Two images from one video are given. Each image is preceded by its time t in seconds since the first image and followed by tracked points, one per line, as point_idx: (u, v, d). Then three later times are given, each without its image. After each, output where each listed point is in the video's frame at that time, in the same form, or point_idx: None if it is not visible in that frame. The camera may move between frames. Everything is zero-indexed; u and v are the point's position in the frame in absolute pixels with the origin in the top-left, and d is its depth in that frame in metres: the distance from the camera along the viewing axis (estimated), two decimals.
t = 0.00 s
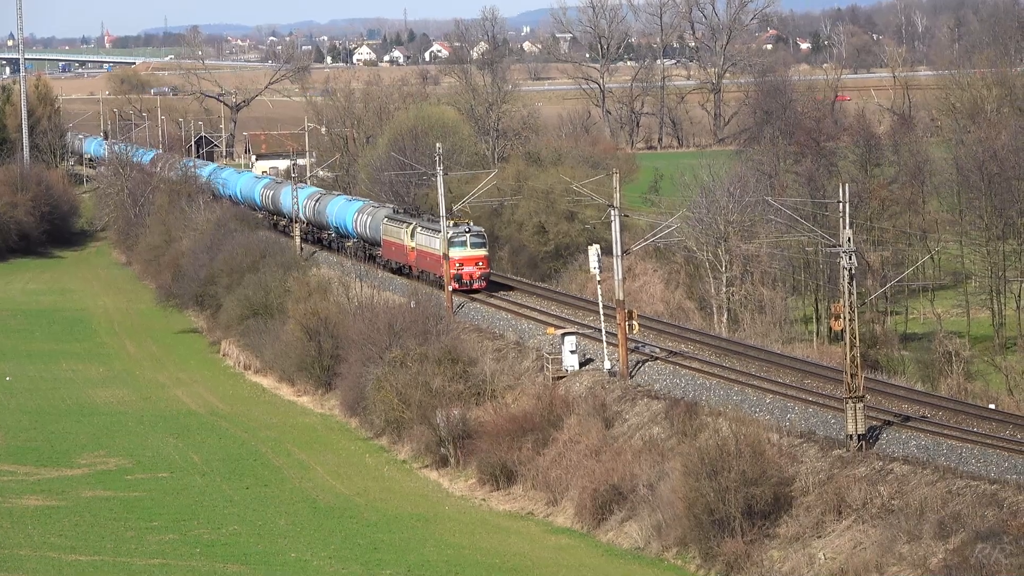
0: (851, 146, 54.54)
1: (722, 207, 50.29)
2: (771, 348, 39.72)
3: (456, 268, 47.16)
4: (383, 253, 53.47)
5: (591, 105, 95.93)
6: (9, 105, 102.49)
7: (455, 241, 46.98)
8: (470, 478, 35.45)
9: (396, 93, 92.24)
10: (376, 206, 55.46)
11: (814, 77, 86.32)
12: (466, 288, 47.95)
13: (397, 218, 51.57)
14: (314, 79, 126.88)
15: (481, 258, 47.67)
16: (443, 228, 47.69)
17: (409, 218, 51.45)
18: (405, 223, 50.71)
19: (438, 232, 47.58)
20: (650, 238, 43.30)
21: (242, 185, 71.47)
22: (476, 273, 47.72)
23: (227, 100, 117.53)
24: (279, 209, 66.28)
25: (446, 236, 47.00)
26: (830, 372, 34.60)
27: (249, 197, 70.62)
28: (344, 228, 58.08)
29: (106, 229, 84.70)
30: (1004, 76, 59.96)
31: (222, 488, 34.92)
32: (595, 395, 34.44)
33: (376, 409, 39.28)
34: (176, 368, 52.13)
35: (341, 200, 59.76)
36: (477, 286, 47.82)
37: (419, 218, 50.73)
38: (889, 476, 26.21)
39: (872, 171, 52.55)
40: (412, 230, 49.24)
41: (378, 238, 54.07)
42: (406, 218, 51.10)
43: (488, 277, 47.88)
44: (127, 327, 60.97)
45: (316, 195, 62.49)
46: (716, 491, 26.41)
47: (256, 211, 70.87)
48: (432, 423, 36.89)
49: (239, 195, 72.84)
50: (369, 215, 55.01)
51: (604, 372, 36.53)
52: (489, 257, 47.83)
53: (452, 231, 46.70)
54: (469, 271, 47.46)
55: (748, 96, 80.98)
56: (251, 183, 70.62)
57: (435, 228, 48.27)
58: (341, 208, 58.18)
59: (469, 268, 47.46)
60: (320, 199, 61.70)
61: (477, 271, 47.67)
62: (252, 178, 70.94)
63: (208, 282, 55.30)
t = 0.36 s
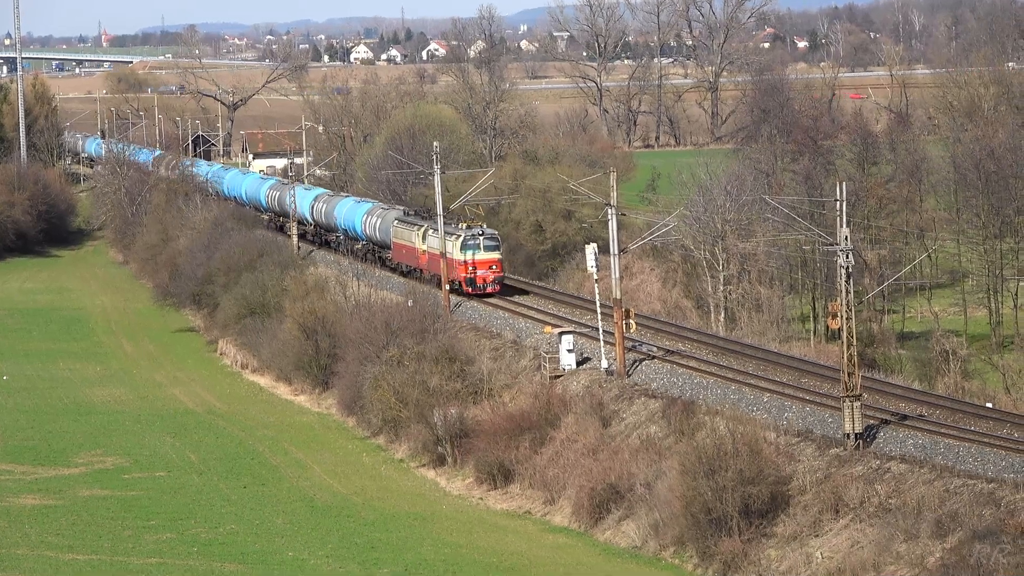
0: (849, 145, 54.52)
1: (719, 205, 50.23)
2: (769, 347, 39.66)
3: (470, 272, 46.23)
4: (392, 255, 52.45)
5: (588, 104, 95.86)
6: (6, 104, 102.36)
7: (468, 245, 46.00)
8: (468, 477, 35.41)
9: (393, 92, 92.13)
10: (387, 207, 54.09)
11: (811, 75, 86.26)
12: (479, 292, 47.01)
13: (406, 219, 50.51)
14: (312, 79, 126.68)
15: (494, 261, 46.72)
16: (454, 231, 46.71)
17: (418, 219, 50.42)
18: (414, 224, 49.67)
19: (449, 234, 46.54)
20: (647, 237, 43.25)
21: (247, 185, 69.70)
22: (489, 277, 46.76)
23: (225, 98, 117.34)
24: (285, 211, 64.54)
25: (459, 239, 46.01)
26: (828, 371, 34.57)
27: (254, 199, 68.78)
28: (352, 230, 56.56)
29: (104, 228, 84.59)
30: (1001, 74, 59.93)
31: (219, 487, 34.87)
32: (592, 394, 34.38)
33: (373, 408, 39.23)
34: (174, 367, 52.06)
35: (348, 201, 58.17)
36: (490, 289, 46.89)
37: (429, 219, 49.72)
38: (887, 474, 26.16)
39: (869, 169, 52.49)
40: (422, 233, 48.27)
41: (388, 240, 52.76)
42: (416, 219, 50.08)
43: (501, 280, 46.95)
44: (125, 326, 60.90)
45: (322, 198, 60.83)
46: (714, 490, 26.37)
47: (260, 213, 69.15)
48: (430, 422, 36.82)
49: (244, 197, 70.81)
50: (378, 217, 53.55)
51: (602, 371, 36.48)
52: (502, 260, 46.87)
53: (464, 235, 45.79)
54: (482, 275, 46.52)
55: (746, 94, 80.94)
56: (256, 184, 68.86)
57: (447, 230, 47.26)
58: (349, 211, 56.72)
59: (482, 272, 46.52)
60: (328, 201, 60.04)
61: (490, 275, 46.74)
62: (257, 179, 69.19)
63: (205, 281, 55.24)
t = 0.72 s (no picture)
0: (846, 142, 54.55)
1: (717, 203, 50.24)
2: (766, 344, 39.69)
3: (484, 274, 45.04)
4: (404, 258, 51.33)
5: (585, 101, 95.87)
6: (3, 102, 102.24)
7: (482, 246, 44.90)
8: (465, 474, 35.43)
9: (390, 90, 92.11)
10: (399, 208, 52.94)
11: (808, 72, 86.32)
12: (494, 295, 45.70)
13: (421, 222, 49.56)
14: (308, 77, 126.64)
15: (508, 264, 45.48)
16: (468, 233, 45.76)
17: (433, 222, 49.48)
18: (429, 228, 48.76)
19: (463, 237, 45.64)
20: (645, 234, 43.30)
21: (252, 186, 68.82)
22: (504, 280, 45.46)
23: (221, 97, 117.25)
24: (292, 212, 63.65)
25: (472, 241, 44.96)
26: (825, 368, 34.63)
27: (260, 200, 67.79)
28: (361, 232, 55.48)
29: (101, 227, 84.52)
30: (997, 71, 60.00)
31: (217, 485, 34.88)
32: (590, 390, 34.43)
33: (371, 405, 39.25)
34: (171, 365, 52.03)
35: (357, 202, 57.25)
36: (506, 292, 45.64)
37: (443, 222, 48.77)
38: (884, 471, 26.21)
39: (866, 166, 52.48)
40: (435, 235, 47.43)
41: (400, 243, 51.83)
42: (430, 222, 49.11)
43: (516, 283, 45.63)
44: (122, 324, 60.86)
45: (332, 198, 59.84)
46: (712, 487, 26.43)
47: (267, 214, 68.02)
48: (428, 420, 36.82)
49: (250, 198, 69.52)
50: (389, 218, 52.74)
51: (599, 369, 36.52)
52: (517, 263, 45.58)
53: (479, 235, 44.74)
54: (496, 278, 45.25)
55: (743, 92, 80.91)
56: (262, 183, 67.94)
57: (461, 233, 46.30)
58: (360, 212, 55.40)
59: (496, 275, 45.24)
60: (337, 202, 59.08)
61: (505, 278, 45.46)
62: (263, 179, 68.28)
63: (203, 279, 55.24)
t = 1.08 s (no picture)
0: (841, 139, 54.53)
1: (712, 200, 50.22)
2: (761, 341, 39.66)
3: (496, 277, 43.69)
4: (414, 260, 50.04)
5: (581, 98, 95.80)
6: None
7: (494, 248, 43.57)
8: (461, 472, 35.35)
9: (385, 87, 91.97)
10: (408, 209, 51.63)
11: (804, 69, 86.27)
12: (507, 297, 44.40)
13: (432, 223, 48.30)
14: (304, 74, 126.50)
15: (521, 266, 44.18)
16: (479, 234, 44.51)
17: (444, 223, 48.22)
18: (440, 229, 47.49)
19: (474, 239, 44.39)
20: (640, 231, 43.21)
21: (256, 186, 67.52)
22: (517, 282, 44.14)
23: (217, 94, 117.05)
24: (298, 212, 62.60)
25: (484, 243, 43.68)
26: (820, 365, 34.60)
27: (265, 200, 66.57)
28: (369, 233, 54.15)
29: (96, 224, 84.36)
30: (993, 68, 59.97)
31: (213, 482, 34.79)
32: (585, 388, 34.38)
33: (367, 403, 39.17)
34: (167, 363, 51.91)
35: (365, 202, 55.88)
36: (519, 295, 44.30)
37: (455, 224, 47.53)
38: (880, 468, 26.15)
39: (862, 163, 52.41)
40: (446, 236, 46.55)
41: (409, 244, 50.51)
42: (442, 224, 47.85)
43: (530, 285, 44.32)
44: (118, 321, 60.74)
45: (338, 198, 58.56)
46: (708, 485, 26.40)
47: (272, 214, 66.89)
48: (423, 417, 36.74)
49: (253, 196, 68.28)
50: (397, 219, 51.37)
51: (594, 366, 36.45)
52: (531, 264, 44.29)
53: (491, 237, 43.42)
54: (509, 280, 43.94)
55: (738, 89, 80.83)
56: (266, 183, 66.60)
57: (473, 235, 45.04)
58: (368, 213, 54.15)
59: (509, 277, 43.93)
60: (343, 202, 57.82)
61: (518, 280, 44.14)
62: (267, 178, 66.90)
63: (198, 277, 55.13)
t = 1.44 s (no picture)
0: (836, 136, 54.57)
1: (707, 197, 50.24)
2: (756, 338, 39.69)
3: (509, 279, 42.72)
4: (424, 262, 49.13)
5: (575, 95, 95.73)
6: None
7: (507, 249, 42.67)
8: (455, 468, 35.33)
9: (380, 84, 91.87)
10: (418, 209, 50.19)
11: (799, 66, 86.31)
12: (519, 300, 43.40)
13: (443, 225, 47.37)
14: (298, 72, 126.28)
15: (535, 269, 43.22)
16: (492, 236, 43.56)
17: (455, 225, 47.28)
18: (452, 230, 46.55)
19: (487, 240, 43.44)
20: (635, 227, 43.22)
21: (259, 184, 65.95)
22: (530, 285, 43.16)
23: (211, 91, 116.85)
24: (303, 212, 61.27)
25: (497, 245, 42.73)
26: (815, 362, 34.64)
27: (267, 199, 65.12)
28: (377, 233, 52.61)
29: (91, 221, 84.21)
30: (988, 65, 60.02)
31: (208, 479, 34.75)
32: (580, 385, 34.39)
33: (361, 400, 39.14)
34: (162, 360, 51.84)
35: (372, 202, 54.47)
36: (531, 298, 43.33)
37: (467, 225, 46.61)
38: (874, 465, 26.14)
39: (856, 160, 52.44)
40: (457, 237, 45.80)
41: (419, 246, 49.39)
42: (454, 226, 46.91)
43: (543, 288, 43.35)
44: (112, 318, 60.63)
45: (344, 198, 57.15)
46: (703, 482, 26.43)
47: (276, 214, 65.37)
48: (418, 414, 36.72)
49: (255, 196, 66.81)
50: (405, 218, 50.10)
51: (589, 363, 36.44)
52: (544, 267, 43.37)
53: (503, 238, 42.55)
54: (522, 283, 42.98)
55: (733, 86, 80.88)
56: (268, 182, 65.02)
57: (485, 236, 44.10)
58: (375, 213, 52.63)
59: (522, 279, 42.95)
60: (350, 201, 56.39)
61: (531, 283, 43.17)
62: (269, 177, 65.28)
63: (193, 274, 55.06)
